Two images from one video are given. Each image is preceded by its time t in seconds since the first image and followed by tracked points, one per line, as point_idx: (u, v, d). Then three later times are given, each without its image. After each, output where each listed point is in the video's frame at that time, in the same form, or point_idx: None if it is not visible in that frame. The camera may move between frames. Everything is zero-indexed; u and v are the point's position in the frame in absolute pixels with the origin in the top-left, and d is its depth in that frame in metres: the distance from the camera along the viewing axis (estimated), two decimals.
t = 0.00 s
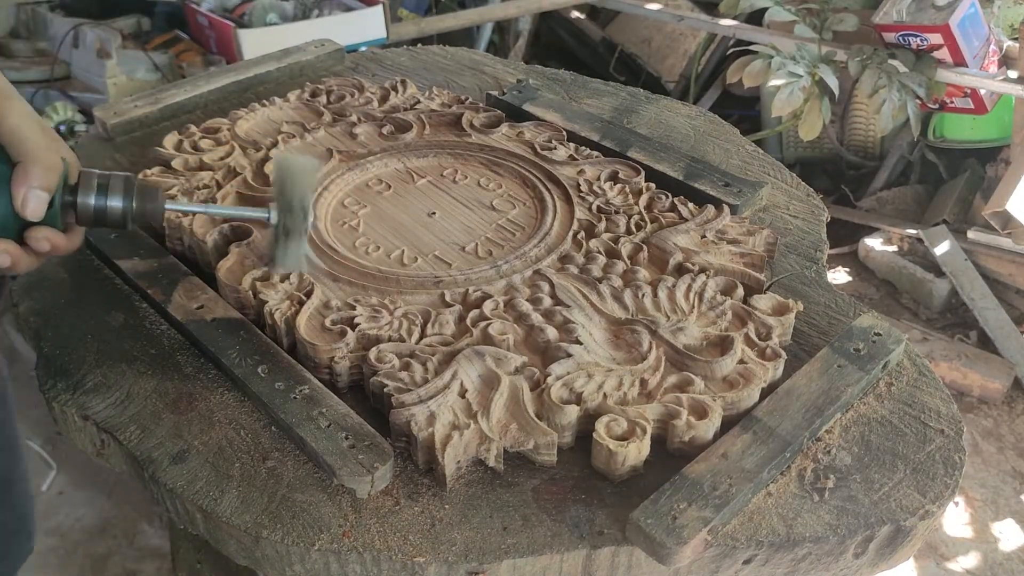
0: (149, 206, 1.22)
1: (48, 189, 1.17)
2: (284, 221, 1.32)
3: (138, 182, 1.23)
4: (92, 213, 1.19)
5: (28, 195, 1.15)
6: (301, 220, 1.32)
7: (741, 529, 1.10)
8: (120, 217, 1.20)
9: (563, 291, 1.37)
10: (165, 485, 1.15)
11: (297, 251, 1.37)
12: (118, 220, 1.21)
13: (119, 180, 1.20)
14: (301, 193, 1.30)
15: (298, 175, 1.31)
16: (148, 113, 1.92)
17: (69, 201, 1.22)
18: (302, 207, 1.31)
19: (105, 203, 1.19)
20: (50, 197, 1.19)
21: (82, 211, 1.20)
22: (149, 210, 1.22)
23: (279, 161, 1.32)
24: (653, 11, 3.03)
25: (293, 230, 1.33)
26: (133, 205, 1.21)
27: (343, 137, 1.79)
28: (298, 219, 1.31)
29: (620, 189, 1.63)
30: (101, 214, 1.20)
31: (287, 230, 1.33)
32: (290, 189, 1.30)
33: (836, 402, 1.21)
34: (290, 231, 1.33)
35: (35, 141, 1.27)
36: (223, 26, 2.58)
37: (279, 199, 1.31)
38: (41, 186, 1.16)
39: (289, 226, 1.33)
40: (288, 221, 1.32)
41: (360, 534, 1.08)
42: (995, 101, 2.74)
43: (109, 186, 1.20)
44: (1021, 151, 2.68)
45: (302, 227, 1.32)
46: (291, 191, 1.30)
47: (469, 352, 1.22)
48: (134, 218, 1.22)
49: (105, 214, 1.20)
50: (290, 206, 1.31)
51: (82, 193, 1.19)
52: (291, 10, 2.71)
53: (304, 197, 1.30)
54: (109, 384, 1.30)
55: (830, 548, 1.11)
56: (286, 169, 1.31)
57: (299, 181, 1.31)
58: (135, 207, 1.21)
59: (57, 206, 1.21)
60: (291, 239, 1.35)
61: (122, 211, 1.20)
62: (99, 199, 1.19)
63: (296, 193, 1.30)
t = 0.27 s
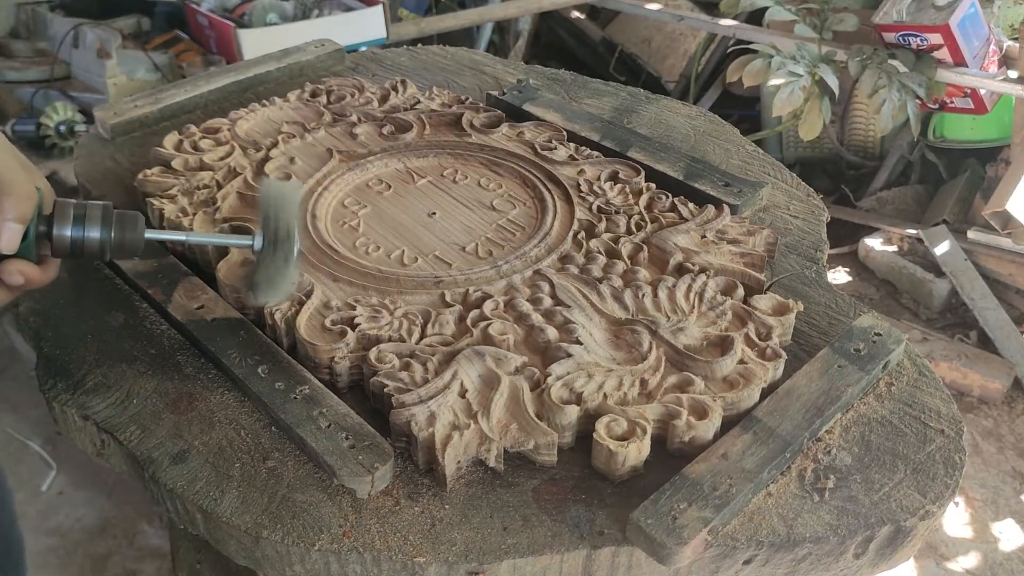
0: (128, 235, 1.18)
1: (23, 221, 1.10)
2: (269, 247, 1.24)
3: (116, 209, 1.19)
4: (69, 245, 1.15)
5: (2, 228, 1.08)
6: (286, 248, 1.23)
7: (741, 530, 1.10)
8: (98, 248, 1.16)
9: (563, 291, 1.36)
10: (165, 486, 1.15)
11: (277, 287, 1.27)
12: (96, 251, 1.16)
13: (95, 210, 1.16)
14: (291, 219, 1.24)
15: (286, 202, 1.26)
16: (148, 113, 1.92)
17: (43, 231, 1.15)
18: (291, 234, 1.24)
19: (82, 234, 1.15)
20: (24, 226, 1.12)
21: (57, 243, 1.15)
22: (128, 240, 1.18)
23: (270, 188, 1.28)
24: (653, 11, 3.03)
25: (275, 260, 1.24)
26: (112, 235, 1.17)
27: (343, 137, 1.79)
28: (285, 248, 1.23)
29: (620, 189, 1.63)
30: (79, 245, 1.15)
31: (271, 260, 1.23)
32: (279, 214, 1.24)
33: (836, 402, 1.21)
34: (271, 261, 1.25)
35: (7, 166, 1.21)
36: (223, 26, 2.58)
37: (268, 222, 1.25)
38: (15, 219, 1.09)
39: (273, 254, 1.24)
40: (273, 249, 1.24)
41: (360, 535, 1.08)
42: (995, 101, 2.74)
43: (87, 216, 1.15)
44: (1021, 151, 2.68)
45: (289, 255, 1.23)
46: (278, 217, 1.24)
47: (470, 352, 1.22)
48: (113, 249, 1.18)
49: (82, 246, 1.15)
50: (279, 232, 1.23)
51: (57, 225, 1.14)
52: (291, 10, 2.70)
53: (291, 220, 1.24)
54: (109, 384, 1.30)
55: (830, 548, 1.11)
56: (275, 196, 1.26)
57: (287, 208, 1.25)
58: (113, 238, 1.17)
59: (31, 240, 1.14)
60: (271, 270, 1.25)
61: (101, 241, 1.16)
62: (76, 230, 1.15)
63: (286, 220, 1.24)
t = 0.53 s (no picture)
0: (176, 262, 1.16)
1: (69, 241, 1.13)
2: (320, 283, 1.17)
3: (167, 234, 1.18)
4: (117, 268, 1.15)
5: (47, 247, 1.11)
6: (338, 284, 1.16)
7: (741, 530, 1.10)
8: (145, 271, 1.15)
9: (563, 291, 1.36)
10: (165, 486, 1.15)
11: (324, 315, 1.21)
12: (144, 275, 1.16)
13: (144, 234, 1.15)
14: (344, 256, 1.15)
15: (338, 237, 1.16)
16: (148, 113, 1.92)
17: (90, 252, 1.18)
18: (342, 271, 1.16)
19: (128, 258, 1.15)
20: (71, 248, 1.15)
21: (103, 264, 1.15)
22: (174, 265, 1.17)
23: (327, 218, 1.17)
24: (653, 11, 3.03)
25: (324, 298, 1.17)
26: (159, 259, 1.16)
27: (343, 137, 1.79)
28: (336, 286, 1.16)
29: (620, 189, 1.63)
30: (125, 267, 1.15)
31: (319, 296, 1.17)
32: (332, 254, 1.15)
33: (836, 402, 1.21)
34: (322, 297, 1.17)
35: (55, 186, 1.22)
36: (223, 26, 2.58)
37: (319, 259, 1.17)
38: (63, 238, 1.12)
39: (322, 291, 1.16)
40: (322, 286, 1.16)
41: (360, 535, 1.08)
42: (995, 101, 2.74)
43: (135, 240, 1.15)
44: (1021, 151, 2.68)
45: (340, 292, 1.16)
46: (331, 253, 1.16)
47: (470, 352, 1.22)
48: (159, 272, 1.17)
49: (129, 268, 1.15)
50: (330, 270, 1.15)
51: (105, 249, 1.14)
52: (291, 10, 2.70)
53: (346, 255, 1.15)
54: (109, 384, 1.30)
55: (830, 548, 1.11)
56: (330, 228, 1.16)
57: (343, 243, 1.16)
58: (161, 262, 1.16)
59: (77, 260, 1.17)
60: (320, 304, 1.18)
61: (147, 265, 1.15)
62: (123, 253, 1.14)
63: (341, 257, 1.15)
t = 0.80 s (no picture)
0: (89, 239, 1.16)
1: None
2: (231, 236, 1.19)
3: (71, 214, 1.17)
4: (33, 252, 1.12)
5: None
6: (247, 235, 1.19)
7: (741, 530, 1.10)
8: (60, 254, 1.15)
9: (563, 291, 1.37)
10: (165, 486, 1.15)
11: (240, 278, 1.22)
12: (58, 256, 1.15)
13: (55, 216, 1.14)
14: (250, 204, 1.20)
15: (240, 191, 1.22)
16: (148, 113, 1.92)
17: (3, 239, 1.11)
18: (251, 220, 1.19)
19: (44, 241, 1.13)
20: None
21: (18, 250, 1.11)
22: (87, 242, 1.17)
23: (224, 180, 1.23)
24: (653, 11, 3.03)
25: (239, 250, 1.19)
26: (73, 239, 1.15)
27: (343, 137, 1.79)
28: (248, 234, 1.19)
29: (620, 189, 1.63)
30: (41, 252, 1.13)
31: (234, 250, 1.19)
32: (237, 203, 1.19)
33: (836, 402, 1.21)
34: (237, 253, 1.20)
35: None
36: (223, 25, 2.58)
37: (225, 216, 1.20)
38: None
39: (235, 243, 1.19)
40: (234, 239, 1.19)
41: (360, 534, 1.08)
42: (995, 101, 2.74)
43: (46, 222, 1.13)
44: (1022, 151, 2.68)
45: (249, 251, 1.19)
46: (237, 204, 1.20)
47: (470, 352, 1.22)
48: (73, 251, 1.17)
49: (46, 252, 1.13)
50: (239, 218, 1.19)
51: (17, 233, 1.11)
52: (291, 10, 2.70)
53: (244, 214, 1.19)
54: (109, 384, 1.30)
55: (830, 548, 1.11)
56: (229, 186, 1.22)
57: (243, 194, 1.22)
58: (76, 242, 1.15)
59: None
60: (235, 261, 1.20)
61: (63, 246, 1.14)
62: (39, 237, 1.12)
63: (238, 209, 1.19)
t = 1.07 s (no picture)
0: (99, 199, 1.25)
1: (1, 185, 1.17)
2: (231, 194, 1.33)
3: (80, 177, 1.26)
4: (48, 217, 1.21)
5: None
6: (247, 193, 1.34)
7: (741, 530, 1.10)
8: (75, 215, 1.23)
9: (563, 291, 1.36)
10: (165, 486, 1.15)
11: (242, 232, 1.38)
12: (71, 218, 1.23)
13: (65, 180, 1.22)
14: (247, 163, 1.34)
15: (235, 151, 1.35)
16: (148, 113, 1.92)
17: (19, 205, 1.19)
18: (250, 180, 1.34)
19: (59, 205, 1.21)
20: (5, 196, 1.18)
21: (34, 216, 1.20)
22: (97, 203, 1.26)
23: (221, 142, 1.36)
24: (653, 11, 3.03)
25: (239, 205, 1.34)
26: (84, 201, 1.24)
27: (343, 137, 1.79)
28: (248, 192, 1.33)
29: (620, 189, 1.63)
30: (56, 217, 1.22)
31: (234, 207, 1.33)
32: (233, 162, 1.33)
33: (836, 402, 1.21)
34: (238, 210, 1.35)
35: None
36: (224, 26, 2.58)
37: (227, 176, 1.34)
38: None
39: (235, 202, 1.34)
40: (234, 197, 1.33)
41: (360, 535, 1.08)
42: (995, 101, 2.74)
43: (59, 186, 1.21)
44: (1022, 151, 2.68)
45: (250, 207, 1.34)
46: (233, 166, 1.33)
47: (470, 352, 1.22)
48: (85, 212, 1.25)
49: (60, 216, 1.22)
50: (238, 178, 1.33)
51: (31, 199, 1.19)
52: (291, 10, 2.70)
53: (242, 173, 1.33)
54: (109, 384, 1.30)
55: (830, 548, 1.11)
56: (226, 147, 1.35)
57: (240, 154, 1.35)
58: (87, 204, 1.24)
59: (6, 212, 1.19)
60: (236, 217, 1.35)
61: (76, 209, 1.23)
62: (54, 203, 1.21)
63: (235, 168, 1.33)
